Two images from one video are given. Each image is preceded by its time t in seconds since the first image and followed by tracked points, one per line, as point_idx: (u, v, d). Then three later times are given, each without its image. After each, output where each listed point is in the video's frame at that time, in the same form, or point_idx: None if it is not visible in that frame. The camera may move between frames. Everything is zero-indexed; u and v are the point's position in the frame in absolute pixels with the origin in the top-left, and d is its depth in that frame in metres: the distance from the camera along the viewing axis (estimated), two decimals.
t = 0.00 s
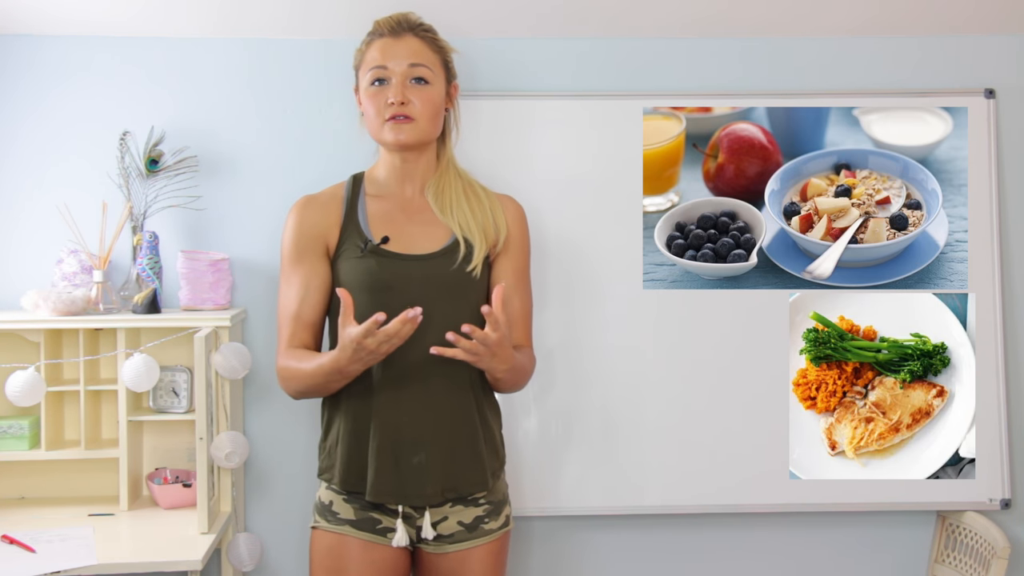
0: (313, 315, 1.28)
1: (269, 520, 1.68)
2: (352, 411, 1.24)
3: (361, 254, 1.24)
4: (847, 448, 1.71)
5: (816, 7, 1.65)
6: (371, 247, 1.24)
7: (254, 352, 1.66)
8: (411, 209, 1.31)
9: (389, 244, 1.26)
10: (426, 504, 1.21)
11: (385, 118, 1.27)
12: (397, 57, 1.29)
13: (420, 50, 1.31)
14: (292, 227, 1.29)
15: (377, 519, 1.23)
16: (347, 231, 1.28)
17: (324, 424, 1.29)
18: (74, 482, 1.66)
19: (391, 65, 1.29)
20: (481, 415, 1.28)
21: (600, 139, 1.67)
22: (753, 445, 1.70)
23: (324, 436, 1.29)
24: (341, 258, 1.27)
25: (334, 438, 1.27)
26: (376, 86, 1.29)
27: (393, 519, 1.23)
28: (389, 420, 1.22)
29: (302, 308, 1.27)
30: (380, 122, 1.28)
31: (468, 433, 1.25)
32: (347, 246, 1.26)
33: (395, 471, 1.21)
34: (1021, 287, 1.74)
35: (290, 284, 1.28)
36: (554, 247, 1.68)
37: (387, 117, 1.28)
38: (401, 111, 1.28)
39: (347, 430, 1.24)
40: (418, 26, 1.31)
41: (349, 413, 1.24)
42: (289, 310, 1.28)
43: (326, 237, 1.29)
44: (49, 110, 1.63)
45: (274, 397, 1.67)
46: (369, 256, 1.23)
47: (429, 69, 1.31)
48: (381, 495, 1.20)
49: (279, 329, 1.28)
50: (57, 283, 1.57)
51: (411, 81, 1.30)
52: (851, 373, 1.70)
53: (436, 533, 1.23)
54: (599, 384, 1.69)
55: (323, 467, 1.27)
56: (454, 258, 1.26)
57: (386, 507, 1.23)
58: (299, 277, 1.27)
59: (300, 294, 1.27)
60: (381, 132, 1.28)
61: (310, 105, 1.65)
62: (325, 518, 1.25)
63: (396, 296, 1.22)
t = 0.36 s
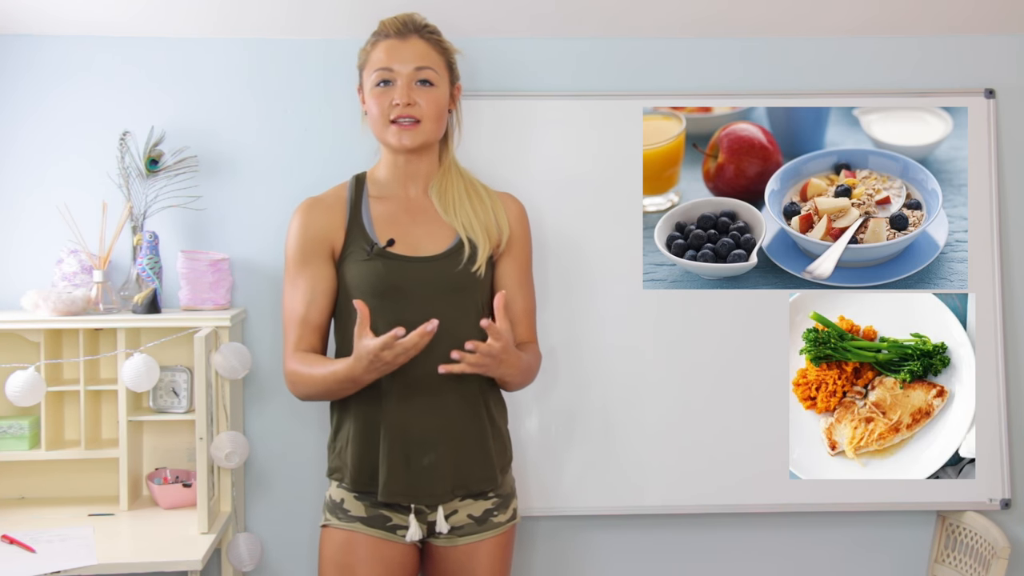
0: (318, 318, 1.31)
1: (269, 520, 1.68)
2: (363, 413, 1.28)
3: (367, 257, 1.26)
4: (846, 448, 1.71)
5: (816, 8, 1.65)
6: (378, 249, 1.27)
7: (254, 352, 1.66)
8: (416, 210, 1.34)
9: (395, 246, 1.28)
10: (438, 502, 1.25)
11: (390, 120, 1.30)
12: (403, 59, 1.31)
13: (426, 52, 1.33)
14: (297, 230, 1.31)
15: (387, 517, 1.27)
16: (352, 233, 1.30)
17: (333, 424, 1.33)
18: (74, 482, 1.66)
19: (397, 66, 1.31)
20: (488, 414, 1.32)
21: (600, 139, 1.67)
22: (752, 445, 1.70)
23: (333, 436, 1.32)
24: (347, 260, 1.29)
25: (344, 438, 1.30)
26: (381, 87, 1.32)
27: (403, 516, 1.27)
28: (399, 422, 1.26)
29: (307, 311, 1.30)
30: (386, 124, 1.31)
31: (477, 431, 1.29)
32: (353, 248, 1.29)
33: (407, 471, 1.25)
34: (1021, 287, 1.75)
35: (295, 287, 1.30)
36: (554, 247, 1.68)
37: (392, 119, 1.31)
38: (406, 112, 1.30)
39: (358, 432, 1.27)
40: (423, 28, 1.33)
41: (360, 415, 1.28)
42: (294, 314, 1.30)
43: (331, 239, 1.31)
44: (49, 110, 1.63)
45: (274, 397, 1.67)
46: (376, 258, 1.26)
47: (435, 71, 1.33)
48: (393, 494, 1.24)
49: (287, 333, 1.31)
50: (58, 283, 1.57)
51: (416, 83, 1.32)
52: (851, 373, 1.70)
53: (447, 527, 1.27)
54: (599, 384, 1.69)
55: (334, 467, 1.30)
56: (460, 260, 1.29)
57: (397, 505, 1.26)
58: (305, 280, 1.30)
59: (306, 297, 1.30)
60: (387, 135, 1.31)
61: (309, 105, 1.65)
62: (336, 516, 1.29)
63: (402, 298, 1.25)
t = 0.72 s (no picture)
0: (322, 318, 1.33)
1: (269, 520, 1.68)
2: (368, 412, 1.30)
3: (374, 258, 1.28)
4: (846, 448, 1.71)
5: (816, 8, 1.65)
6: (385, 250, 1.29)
7: (254, 352, 1.66)
8: (422, 211, 1.36)
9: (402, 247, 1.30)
10: (442, 501, 1.27)
11: (394, 126, 1.34)
12: (403, 65, 1.34)
13: (425, 56, 1.35)
14: (303, 231, 1.33)
15: (392, 515, 1.29)
16: (359, 234, 1.32)
17: (338, 423, 1.35)
18: (74, 482, 1.66)
19: (397, 73, 1.34)
20: (492, 413, 1.34)
21: (599, 138, 1.67)
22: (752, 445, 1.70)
23: (339, 434, 1.34)
24: (353, 260, 1.31)
25: (350, 436, 1.32)
26: (383, 93, 1.34)
27: (408, 514, 1.29)
28: (404, 421, 1.28)
29: (309, 311, 1.32)
30: (389, 129, 1.34)
31: (481, 430, 1.31)
32: (359, 249, 1.31)
33: (411, 470, 1.27)
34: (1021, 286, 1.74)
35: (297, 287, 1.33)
36: (554, 247, 1.68)
37: (396, 124, 1.34)
38: (409, 118, 1.33)
39: (363, 431, 1.30)
40: (422, 33, 1.35)
41: (365, 414, 1.30)
42: (296, 313, 1.32)
43: (338, 240, 1.33)
44: (49, 110, 1.63)
45: (274, 397, 1.67)
46: (384, 259, 1.28)
47: (436, 76, 1.35)
48: (398, 493, 1.26)
49: (285, 332, 1.32)
50: (58, 283, 1.57)
51: (417, 88, 1.35)
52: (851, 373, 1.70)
53: (451, 524, 1.29)
54: (599, 384, 1.69)
55: (339, 465, 1.32)
56: (467, 261, 1.31)
57: (402, 503, 1.28)
58: (308, 281, 1.32)
59: (308, 297, 1.32)
60: (391, 138, 1.35)
61: (308, 105, 1.65)
62: (341, 514, 1.30)
63: (409, 299, 1.27)
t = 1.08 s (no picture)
0: (319, 316, 1.35)
1: (269, 520, 1.68)
2: (369, 410, 1.30)
3: (376, 256, 1.29)
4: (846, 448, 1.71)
5: (816, 8, 1.66)
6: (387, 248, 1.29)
7: (254, 352, 1.66)
8: (425, 211, 1.36)
9: (404, 246, 1.30)
10: (441, 500, 1.28)
11: (397, 128, 1.34)
12: (405, 65, 1.34)
13: (427, 57, 1.35)
14: (306, 229, 1.34)
15: (393, 515, 1.29)
16: (362, 233, 1.32)
17: (339, 422, 1.35)
18: (74, 482, 1.66)
19: (399, 74, 1.34)
20: (493, 413, 1.34)
21: (599, 138, 1.67)
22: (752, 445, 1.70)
23: (340, 433, 1.35)
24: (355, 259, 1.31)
25: (350, 435, 1.33)
26: (386, 94, 1.34)
27: (408, 513, 1.29)
28: (404, 419, 1.28)
29: (306, 308, 1.33)
30: (392, 130, 1.34)
31: (481, 431, 1.31)
32: (362, 248, 1.31)
33: (411, 469, 1.28)
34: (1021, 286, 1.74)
35: (295, 284, 1.34)
36: (553, 247, 1.68)
37: (398, 124, 1.34)
38: (412, 118, 1.33)
39: (363, 430, 1.30)
40: (424, 34, 1.35)
41: (366, 413, 1.30)
42: (292, 308, 1.34)
43: (341, 240, 1.34)
44: (48, 110, 1.63)
45: (274, 397, 1.67)
46: (386, 257, 1.28)
47: (439, 76, 1.36)
48: (396, 491, 1.27)
49: (279, 324, 1.34)
50: (58, 283, 1.57)
51: (420, 89, 1.35)
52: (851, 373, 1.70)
53: (451, 523, 1.29)
54: (599, 384, 1.69)
55: (340, 464, 1.33)
56: (469, 261, 1.30)
57: (402, 503, 1.28)
58: (307, 278, 1.33)
59: (306, 294, 1.33)
60: (393, 139, 1.35)
61: (308, 105, 1.65)
62: (342, 514, 1.31)
63: (411, 298, 1.27)
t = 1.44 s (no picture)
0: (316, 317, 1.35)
1: (269, 520, 1.68)
2: (365, 410, 1.30)
3: (371, 257, 1.29)
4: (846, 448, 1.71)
5: (816, 8, 1.66)
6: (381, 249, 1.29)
7: (254, 352, 1.66)
8: (422, 212, 1.36)
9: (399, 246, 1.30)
10: (438, 501, 1.28)
11: (396, 127, 1.34)
12: (406, 64, 1.34)
13: (429, 56, 1.35)
14: (304, 230, 1.35)
15: (389, 516, 1.29)
16: (356, 233, 1.32)
17: (337, 422, 1.35)
18: (74, 482, 1.66)
19: (400, 72, 1.34)
20: (491, 414, 1.34)
21: (599, 138, 1.67)
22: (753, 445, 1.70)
23: (337, 433, 1.35)
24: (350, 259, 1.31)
25: (347, 436, 1.33)
26: (386, 93, 1.35)
27: (405, 514, 1.29)
28: (400, 420, 1.28)
29: (303, 308, 1.33)
30: (391, 130, 1.35)
31: (478, 432, 1.31)
32: (355, 248, 1.31)
33: (407, 470, 1.28)
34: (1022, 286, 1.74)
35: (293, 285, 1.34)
36: (553, 247, 1.68)
37: (397, 125, 1.34)
38: (410, 118, 1.34)
39: (360, 431, 1.30)
40: (426, 33, 1.35)
41: (362, 413, 1.30)
42: (290, 309, 1.34)
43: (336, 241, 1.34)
44: (48, 109, 1.63)
45: (274, 397, 1.67)
46: (380, 258, 1.28)
47: (439, 76, 1.36)
48: (392, 492, 1.27)
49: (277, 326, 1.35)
50: (58, 283, 1.57)
51: (420, 88, 1.35)
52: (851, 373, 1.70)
53: (448, 525, 1.29)
54: (599, 384, 1.69)
55: (337, 465, 1.33)
56: (464, 261, 1.30)
57: (399, 503, 1.29)
58: (304, 279, 1.34)
59: (303, 295, 1.33)
60: (392, 139, 1.35)
61: (309, 104, 1.65)
62: (338, 514, 1.31)
63: (405, 298, 1.27)
